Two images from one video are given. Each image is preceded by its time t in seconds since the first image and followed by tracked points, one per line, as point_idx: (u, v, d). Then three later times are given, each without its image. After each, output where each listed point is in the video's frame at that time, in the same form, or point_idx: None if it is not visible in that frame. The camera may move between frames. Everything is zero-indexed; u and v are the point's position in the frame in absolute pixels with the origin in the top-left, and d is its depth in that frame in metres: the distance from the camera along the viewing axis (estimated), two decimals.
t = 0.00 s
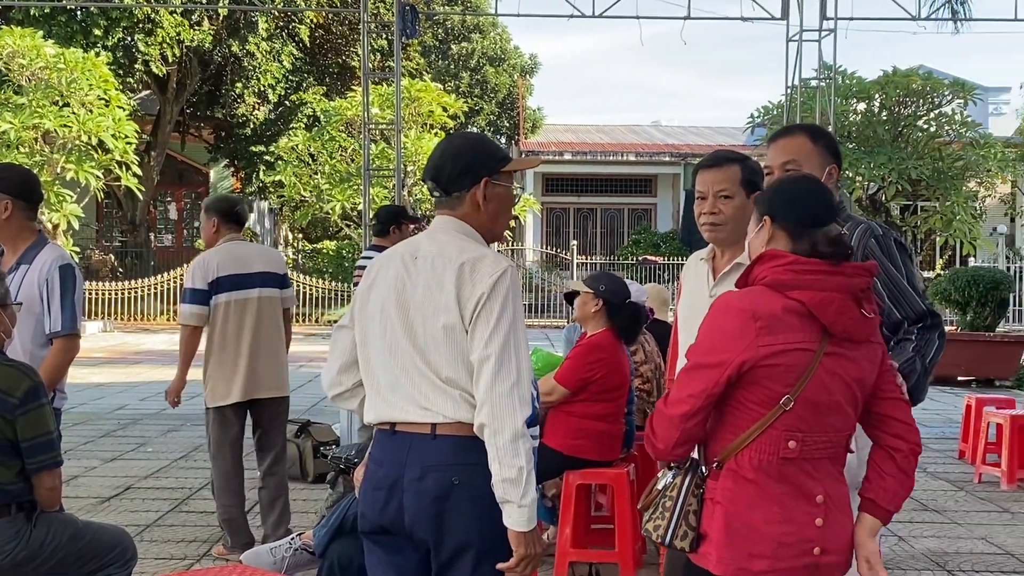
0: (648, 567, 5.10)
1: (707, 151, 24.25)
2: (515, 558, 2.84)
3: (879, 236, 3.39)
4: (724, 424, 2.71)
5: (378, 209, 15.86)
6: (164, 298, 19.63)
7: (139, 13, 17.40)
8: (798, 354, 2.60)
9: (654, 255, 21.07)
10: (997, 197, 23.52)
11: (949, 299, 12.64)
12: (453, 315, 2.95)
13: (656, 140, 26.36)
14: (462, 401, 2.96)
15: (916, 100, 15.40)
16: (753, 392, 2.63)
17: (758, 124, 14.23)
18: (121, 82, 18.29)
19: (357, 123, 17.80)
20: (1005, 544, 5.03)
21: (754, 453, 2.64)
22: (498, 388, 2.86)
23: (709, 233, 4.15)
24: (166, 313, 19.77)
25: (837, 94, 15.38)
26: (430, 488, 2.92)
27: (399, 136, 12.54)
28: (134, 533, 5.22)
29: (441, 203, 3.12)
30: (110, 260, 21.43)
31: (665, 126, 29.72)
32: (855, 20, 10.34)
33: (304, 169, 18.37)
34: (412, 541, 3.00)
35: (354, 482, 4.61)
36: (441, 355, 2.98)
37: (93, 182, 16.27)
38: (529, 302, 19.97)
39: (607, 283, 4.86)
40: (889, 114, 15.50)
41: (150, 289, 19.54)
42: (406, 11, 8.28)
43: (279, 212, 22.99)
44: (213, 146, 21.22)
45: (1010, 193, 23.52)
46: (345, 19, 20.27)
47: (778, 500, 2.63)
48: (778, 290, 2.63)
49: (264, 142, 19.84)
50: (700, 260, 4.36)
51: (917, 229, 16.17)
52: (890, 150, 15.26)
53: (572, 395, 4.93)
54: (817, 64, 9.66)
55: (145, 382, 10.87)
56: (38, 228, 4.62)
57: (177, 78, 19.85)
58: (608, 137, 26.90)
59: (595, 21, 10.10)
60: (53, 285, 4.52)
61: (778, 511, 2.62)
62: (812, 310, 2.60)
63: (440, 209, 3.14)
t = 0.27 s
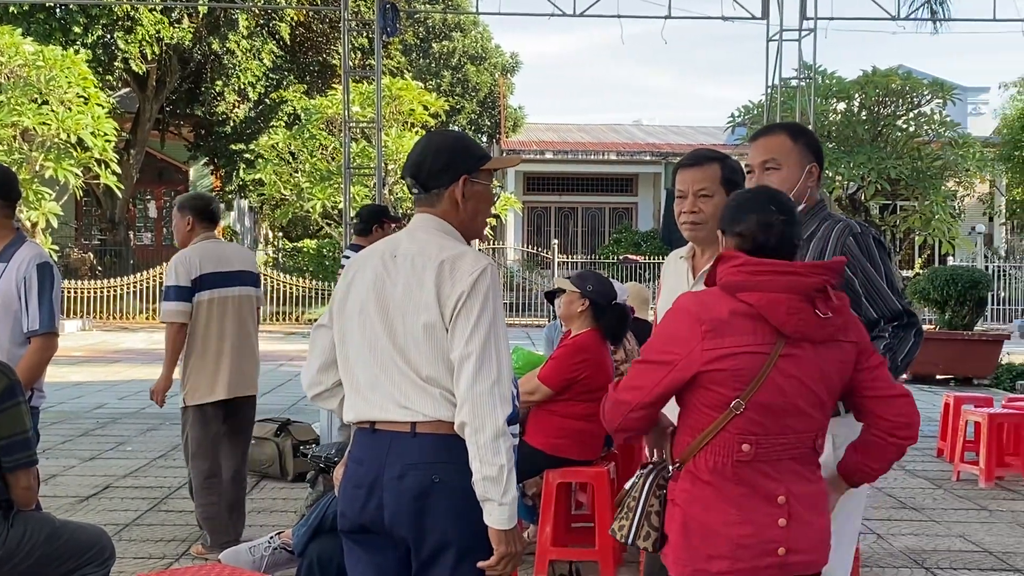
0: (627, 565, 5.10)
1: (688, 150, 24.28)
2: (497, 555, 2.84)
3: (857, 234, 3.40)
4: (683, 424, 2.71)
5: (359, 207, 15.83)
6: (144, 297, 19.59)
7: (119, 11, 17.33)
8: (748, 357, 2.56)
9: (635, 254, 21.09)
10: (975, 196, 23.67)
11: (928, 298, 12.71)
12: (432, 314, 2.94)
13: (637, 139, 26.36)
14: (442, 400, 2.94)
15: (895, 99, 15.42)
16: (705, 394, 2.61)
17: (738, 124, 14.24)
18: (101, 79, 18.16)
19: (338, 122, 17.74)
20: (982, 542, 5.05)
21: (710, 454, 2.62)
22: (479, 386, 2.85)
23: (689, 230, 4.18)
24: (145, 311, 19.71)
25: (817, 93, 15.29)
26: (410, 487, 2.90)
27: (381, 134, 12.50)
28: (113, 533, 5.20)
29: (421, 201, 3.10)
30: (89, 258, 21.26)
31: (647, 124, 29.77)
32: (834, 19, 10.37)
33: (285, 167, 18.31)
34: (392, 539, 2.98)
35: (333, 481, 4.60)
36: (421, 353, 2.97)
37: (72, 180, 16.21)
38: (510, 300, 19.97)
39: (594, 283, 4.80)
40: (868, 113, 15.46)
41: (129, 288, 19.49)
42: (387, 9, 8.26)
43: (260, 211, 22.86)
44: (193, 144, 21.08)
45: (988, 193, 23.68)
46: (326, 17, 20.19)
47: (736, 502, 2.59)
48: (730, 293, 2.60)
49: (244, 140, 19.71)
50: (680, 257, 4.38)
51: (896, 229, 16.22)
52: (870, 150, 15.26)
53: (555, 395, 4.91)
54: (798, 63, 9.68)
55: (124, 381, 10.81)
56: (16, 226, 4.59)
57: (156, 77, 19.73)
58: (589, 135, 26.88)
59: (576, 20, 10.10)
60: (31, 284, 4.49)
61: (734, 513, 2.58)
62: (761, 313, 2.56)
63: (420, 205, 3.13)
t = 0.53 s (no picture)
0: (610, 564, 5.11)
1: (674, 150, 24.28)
2: (479, 554, 2.82)
3: (841, 234, 3.42)
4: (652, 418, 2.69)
5: (342, 207, 15.75)
6: (127, 296, 19.57)
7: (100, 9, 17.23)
8: (694, 343, 2.52)
9: (619, 253, 21.09)
10: (959, 196, 23.76)
11: (912, 298, 12.75)
12: (412, 311, 2.91)
13: (621, 138, 26.35)
14: (424, 397, 2.92)
15: (879, 100, 15.09)
16: (659, 383, 2.58)
17: (722, 124, 14.17)
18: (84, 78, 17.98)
19: (322, 121, 17.65)
20: (965, 540, 5.07)
21: (667, 444, 2.56)
22: (460, 385, 2.84)
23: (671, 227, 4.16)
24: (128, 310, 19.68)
25: (801, 94, 15.04)
26: (392, 486, 2.88)
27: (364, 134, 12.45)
28: (95, 533, 5.19)
29: (403, 197, 3.08)
30: (71, 257, 21.10)
31: (632, 124, 29.74)
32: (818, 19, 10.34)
33: (268, 166, 18.24)
34: (374, 538, 2.95)
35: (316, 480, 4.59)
36: (402, 350, 2.94)
37: (54, 179, 16.12)
38: (494, 300, 19.95)
39: (575, 283, 4.90)
40: (852, 114, 15.18)
41: (112, 287, 19.46)
42: (370, 8, 8.24)
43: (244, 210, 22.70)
44: (176, 143, 20.87)
45: (971, 192, 23.75)
46: (309, 16, 20.09)
47: (694, 492, 2.51)
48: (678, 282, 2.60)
49: (227, 138, 19.58)
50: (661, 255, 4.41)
51: (880, 228, 16.18)
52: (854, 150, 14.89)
53: (537, 393, 4.91)
54: (782, 62, 9.70)
55: (106, 381, 10.76)
56: None
57: (139, 75, 19.52)
58: (574, 135, 26.81)
59: (560, 18, 10.05)
60: (13, 283, 4.45)
61: (693, 504, 2.50)
62: (700, 298, 2.52)
63: (402, 203, 3.11)
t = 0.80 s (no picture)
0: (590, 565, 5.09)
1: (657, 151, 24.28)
2: (456, 555, 2.77)
3: (819, 237, 3.44)
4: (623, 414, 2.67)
5: (323, 207, 15.69)
6: (107, 296, 19.52)
7: (81, 8, 16.95)
8: (654, 333, 2.51)
9: (601, 254, 21.09)
10: (938, 197, 23.91)
11: (892, 298, 12.79)
12: (390, 308, 2.88)
13: (604, 139, 26.33)
14: (402, 397, 2.88)
15: (860, 100, 14.91)
16: (622, 377, 2.58)
17: (703, 124, 14.14)
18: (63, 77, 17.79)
19: (303, 121, 17.57)
20: (944, 539, 5.09)
21: (634, 438, 2.55)
22: (438, 386, 2.79)
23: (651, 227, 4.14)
24: (109, 311, 19.65)
25: (782, 95, 14.74)
26: (370, 485, 2.84)
27: (345, 134, 12.41)
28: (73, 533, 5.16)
29: (384, 196, 3.05)
30: (51, 257, 20.94)
31: (614, 125, 29.74)
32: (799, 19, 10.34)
33: (249, 165, 18.13)
34: (352, 539, 2.91)
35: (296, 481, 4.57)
36: (380, 349, 2.90)
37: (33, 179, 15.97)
38: (476, 300, 19.93)
39: (545, 281, 4.94)
40: (833, 116, 14.97)
41: (92, 287, 19.38)
42: (352, 7, 8.23)
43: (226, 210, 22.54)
44: (156, 142, 20.69)
45: (953, 193, 23.84)
46: (291, 15, 19.97)
47: (665, 483, 2.49)
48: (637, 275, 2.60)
49: (208, 138, 19.34)
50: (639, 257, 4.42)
51: (860, 229, 16.20)
52: (834, 151, 14.71)
53: (511, 393, 4.92)
54: (764, 63, 9.71)
55: (85, 381, 10.71)
56: None
57: (120, 74, 19.29)
58: (556, 136, 26.79)
59: (542, 18, 10.07)
60: None
61: (665, 494, 2.48)
62: (658, 288, 2.52)
63: (383, 202, 3.08)
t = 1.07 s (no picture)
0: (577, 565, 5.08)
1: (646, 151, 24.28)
2: (445, 556, 2.73)
3: (803, 239, 3.45)
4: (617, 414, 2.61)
5: (311, 207, 15.66)
6: (93, 296, 19.47)
7: (67, 8, 16.70)
8: (675, 339, 2.50)
9: (588, 254, 21.08)
10: (924, 198, 24.03)
11: (879, 299, 12.82)
12: (378, 310, 2.85)
13: (591, 139, 26.31)
14: (390, 397, 2.85)
15: (846, 102, 14.96)
16: (634, 380, 2.53)
17: (691, 125, 14.12)
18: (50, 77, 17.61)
19: (290, 121, 17.51)
20: (931, 540, 5.10)
21: (644, 441, 2.53)
22: (426, 386, 2.76)
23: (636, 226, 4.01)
24: (95, 311, 19.54)
25: (768, 96, 14.83)
26: (357, 486, 2.80)
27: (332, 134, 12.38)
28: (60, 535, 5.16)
29: (370, 198, 3.03)
30: (37, 258, 20.84)
31: (600, 125, 29.76)
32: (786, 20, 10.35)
33: (236, 166, 18.05)
34: (339, 539, 2.87)
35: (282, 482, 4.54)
36: (368, 349, 2.87)
37: (19, 179, 15.79)
38: (464, 301, 19.91)
39: (521, 279, 4.93)
40: (819, 116, 14.99)
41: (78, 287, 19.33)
42: (339, 8, 8.23)
43: (213, 210, 22.44)
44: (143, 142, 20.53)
45: (939, 194, 23.91)
46: (278, 16, 19.59)
47: (678, 483, 2.51)
48: (654, 278, 2.54)
49: (195, 138, 19.28)
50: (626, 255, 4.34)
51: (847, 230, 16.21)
52: (821, 152, 14.74)
53: (494, 392, 4.92)
54: (751, 65, 9.73)
55: (71, 382, 10.68)
56: None
57: (106, 73, 19.05)
58: (544, 136, 26.79)
59: (529, 19, 10.06)
60: None
61: (677, 494, 2.49)
62: (683, 295, 2.49)
63: (371, 202, 3.05)
